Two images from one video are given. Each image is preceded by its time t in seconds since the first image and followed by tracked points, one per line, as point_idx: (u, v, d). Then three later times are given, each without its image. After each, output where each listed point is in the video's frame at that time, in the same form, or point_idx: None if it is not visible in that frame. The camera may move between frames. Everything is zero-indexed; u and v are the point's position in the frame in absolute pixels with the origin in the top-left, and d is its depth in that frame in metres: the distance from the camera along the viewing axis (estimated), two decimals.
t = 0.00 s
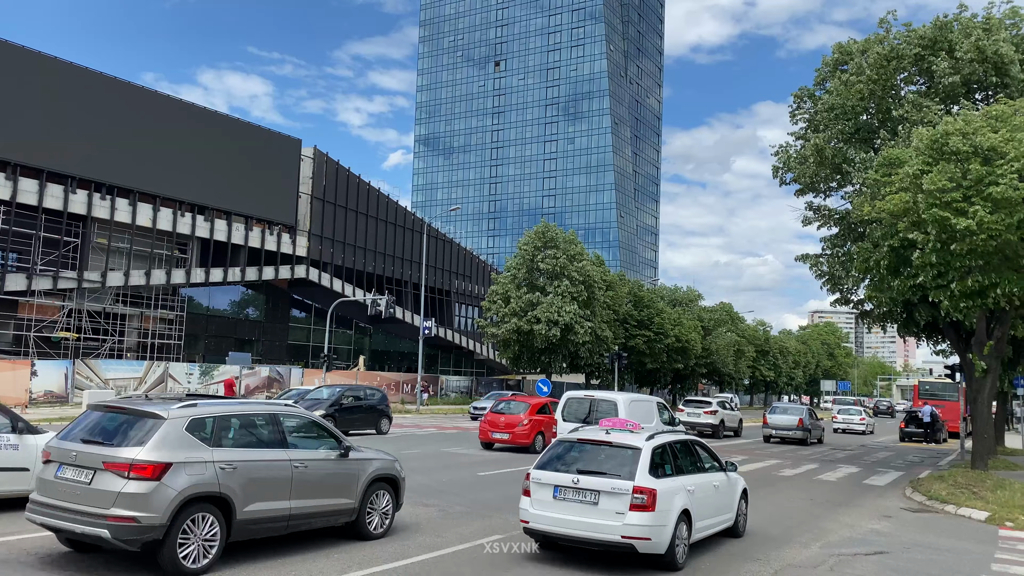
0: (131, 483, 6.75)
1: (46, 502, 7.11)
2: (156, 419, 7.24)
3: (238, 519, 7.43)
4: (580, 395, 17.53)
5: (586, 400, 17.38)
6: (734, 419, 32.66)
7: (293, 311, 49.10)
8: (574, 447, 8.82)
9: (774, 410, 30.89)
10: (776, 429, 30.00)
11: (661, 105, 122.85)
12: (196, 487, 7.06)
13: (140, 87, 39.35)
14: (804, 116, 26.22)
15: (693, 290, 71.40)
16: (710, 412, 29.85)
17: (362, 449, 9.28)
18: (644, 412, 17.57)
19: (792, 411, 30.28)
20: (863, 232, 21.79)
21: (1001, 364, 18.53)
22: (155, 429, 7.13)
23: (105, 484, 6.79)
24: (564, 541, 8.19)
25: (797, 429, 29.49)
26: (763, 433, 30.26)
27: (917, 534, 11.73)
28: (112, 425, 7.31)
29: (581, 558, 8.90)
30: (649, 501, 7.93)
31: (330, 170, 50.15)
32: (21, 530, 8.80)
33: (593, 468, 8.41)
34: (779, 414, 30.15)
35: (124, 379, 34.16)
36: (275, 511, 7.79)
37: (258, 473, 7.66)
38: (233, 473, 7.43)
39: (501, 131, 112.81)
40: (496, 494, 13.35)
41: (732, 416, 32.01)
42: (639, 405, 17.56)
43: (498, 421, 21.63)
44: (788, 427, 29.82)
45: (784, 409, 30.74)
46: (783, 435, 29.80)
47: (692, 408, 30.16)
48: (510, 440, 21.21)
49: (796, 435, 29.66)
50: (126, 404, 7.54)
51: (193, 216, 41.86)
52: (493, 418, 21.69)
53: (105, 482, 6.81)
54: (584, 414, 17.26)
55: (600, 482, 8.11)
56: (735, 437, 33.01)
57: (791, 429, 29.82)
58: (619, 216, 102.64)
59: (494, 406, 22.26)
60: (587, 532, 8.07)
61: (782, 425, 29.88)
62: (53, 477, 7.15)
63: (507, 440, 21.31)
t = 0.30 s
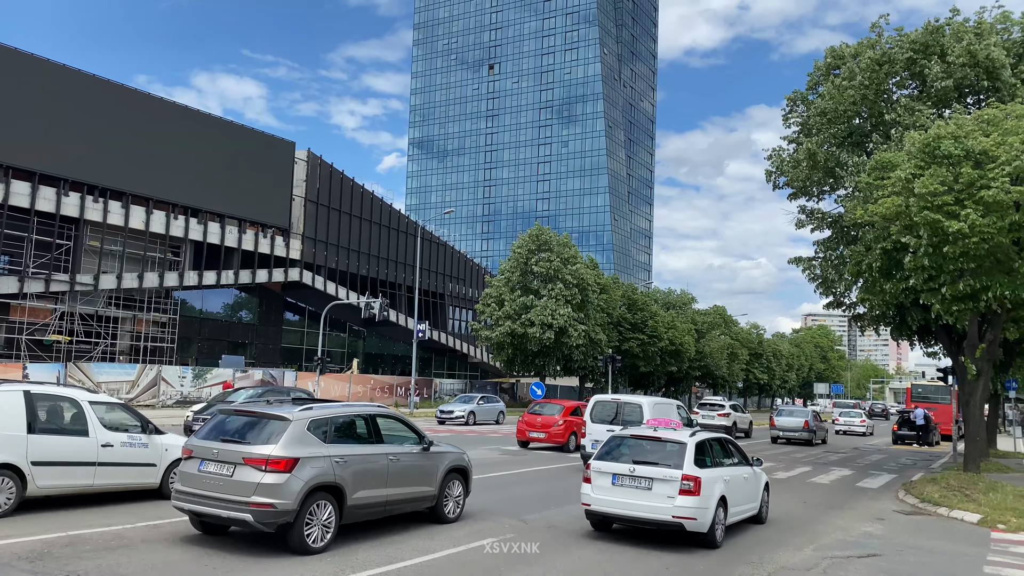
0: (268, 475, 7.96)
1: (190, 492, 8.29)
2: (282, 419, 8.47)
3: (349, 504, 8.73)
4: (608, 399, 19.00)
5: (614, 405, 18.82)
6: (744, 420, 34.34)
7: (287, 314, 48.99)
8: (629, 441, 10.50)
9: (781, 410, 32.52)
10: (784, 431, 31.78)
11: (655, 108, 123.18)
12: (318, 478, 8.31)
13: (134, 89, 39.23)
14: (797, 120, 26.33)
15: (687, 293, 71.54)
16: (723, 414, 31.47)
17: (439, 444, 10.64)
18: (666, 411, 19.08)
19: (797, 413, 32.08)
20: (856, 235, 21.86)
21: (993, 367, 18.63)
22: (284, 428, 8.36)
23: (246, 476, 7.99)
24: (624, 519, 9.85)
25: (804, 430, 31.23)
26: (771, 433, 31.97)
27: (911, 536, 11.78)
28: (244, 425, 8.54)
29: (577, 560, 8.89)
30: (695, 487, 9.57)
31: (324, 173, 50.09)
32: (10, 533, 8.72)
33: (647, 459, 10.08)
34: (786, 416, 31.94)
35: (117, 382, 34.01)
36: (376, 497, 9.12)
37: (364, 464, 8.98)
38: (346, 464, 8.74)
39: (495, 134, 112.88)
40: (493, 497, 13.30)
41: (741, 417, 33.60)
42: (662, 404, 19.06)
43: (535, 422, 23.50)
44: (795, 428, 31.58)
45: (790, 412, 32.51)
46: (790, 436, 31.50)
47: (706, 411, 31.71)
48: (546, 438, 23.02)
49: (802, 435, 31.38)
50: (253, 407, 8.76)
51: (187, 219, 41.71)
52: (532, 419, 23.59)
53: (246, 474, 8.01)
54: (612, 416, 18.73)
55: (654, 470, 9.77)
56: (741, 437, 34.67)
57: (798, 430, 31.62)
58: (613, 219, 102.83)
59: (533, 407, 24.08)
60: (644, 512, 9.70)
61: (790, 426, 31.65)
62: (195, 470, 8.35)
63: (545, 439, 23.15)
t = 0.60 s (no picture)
0: (369, 471, 9.28)
1: (297, 486, 9.61)
2: (378, 425, 9.82)
3: (430, 498, 10.07)
4: (634, 406, 20.29)
5: (640, 412, 20.08)
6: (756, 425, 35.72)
7: (283, 321, 48.90)
8: (666, 445, 11.95)
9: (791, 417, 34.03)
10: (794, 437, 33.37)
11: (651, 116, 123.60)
12: (408, 474, 9.65)
13: (131, 97, 39.27)
14: (792, 127, 26.45)
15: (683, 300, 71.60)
16: (738, 421, 32.69)
17: (499, 448, 12.00)
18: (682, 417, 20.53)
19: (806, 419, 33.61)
20: (851, 243, 21.93)
21: (988, 374, 18.67)
22: (380, 432, 9.70)
23: (350, 471, 9.31)
24: (665, 514, 11.24)
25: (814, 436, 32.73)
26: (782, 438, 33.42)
27: (908, 544, 11.80)
28: (344, 429, 9.89)
29: (573, 567, 8.89)
30: (729, 484, 10.99)
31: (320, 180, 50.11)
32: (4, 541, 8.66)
33: (684, 461, 11.51)
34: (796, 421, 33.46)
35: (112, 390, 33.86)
36: (451, 492, 10.47)
37: (443, 464, 10.33)
38: (429, 464, 10.09)
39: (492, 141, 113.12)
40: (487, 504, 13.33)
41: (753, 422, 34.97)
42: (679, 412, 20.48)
43: (569, 427, 24.95)
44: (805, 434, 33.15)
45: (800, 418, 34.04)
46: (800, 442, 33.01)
47: (721, 418, 33.03)
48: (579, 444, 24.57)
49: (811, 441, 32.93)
50: (351, 414, 10.11)
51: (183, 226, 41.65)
52: (566, 425, 25.07)
53: (350, 470, 9.32)
54: (636, 423, 19.94)
55: (692, 471, 11.15)
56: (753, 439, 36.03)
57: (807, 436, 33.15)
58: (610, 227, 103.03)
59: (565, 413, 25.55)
60: (683, 507, 11.12)
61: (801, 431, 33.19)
62: (302, 467, 9.66)
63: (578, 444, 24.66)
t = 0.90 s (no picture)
0: (446, 473, 10.73)
1: (382, 487, 11.06)
2: (453, 433, 11.25)
3: (496, 500, 11.50)
4: (657, 419, 21.44)
5: (663, 425, 21.20)
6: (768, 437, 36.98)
7: (281, 333, 48.85)
8: (695, 453, 13.30)
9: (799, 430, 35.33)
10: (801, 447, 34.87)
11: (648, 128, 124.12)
12: (478, 478, 11.07)
13: (130, 109, 39.40)
14: (789, 140, 26.60)
15: (681, 312, 71.63)
16: (754, 433, 34.05)
17: (549, 457, 13.41)
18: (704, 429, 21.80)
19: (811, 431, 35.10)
20: (849, 255, 21.97)
21: (986, 386, 18.69)
22: (455, 440, 11.14)
23: (430, 474, 10.75)
24: (697, 514, 12.59)
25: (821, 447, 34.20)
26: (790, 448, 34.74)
27: (906, 556, 11.77)
28: (422, 437, 11.32)
29: None
30: (754, 487, 12.35)
31: (319, 192, 50.19)
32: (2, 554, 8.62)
33: (714, 467, 12.84)
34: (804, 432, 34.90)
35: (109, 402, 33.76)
36: (512, 495, 11.86)
37: (506, 469, 11.76)
38: (494, 469, 11.49)
39: (490, 153, 113.50)
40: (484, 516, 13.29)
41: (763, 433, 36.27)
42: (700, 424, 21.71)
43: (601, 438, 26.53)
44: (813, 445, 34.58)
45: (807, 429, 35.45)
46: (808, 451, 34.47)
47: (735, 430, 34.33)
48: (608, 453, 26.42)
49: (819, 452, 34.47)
50: (428, 425, 11.55)
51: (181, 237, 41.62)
52: (595, 438, 26.94)
53: (430, 472, 10.77)
54: (660, 435, 21.09)
55: (722, 476, 12.50)
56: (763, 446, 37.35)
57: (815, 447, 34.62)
58: (608, 238, 103.25)
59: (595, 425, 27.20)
60: (712, 508, 12.49)
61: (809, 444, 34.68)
62: (387, 471, 11.11)
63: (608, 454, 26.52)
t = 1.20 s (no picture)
0: (508, 487, 12.16)
1: (450, 500, 12.48)
2: (512, 451, 12.68)
3: (551, 511, 12.94)
4: (679, 436, 22.37)
5: (685, 442, 22.04)
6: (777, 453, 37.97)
7: (280, 350, 48.76)
8: (720, 468, 14.61)
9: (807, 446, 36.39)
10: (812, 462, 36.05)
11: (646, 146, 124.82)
12: (536, 491, 12.52)
13: (131, 128, 39.64)
14: (787, 157, 26.76)
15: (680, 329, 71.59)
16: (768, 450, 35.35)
17: (591, 471, 14.82)
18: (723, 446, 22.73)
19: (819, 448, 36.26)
20: (847, 272, 22.02)
21: (985, 403, 18.64)
22: (515, 457, 12.57)
23: (494, 488, 12.18)
24: (725, 525, 13.89)
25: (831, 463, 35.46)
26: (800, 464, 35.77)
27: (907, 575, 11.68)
28: (483, 455, 12.74)
29: None
30: (775, 499, 13.79)
31: (319, 209, 50.29)
32: None
33: (738, 481, 14.20)
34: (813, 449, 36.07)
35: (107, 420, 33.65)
36: (563, 506, 13.28)
37: (558, 483, 13.20)
38: (549, 483, 12.97)
39: (489, 171, 113.96)
40: (483, 534, 13.17)
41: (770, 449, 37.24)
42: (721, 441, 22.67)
43: (629, 454, 27.90)
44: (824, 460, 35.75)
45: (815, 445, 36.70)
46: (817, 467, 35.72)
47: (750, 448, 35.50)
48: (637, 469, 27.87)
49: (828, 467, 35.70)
50: (488, 444, 12.98)
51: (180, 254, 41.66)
52: (624, 455, 28.34)
53: (494, 487, 12.19)
54: (683, 451, 22.06)
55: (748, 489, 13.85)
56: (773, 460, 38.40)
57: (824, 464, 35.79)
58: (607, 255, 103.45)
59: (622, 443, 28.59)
60: (737, 518, 13.86)
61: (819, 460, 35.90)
62: (454, 485, 12.54)
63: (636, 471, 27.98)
